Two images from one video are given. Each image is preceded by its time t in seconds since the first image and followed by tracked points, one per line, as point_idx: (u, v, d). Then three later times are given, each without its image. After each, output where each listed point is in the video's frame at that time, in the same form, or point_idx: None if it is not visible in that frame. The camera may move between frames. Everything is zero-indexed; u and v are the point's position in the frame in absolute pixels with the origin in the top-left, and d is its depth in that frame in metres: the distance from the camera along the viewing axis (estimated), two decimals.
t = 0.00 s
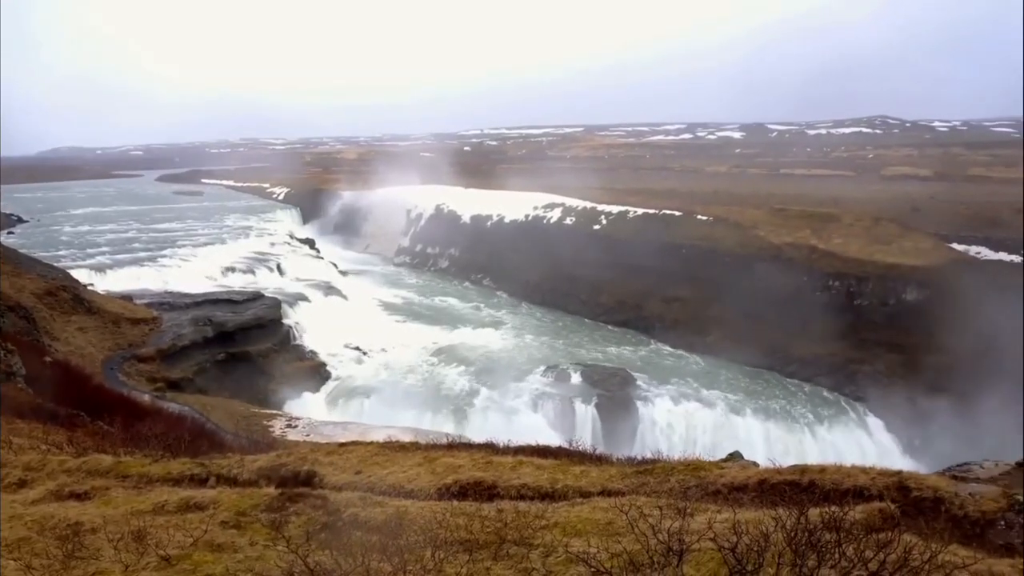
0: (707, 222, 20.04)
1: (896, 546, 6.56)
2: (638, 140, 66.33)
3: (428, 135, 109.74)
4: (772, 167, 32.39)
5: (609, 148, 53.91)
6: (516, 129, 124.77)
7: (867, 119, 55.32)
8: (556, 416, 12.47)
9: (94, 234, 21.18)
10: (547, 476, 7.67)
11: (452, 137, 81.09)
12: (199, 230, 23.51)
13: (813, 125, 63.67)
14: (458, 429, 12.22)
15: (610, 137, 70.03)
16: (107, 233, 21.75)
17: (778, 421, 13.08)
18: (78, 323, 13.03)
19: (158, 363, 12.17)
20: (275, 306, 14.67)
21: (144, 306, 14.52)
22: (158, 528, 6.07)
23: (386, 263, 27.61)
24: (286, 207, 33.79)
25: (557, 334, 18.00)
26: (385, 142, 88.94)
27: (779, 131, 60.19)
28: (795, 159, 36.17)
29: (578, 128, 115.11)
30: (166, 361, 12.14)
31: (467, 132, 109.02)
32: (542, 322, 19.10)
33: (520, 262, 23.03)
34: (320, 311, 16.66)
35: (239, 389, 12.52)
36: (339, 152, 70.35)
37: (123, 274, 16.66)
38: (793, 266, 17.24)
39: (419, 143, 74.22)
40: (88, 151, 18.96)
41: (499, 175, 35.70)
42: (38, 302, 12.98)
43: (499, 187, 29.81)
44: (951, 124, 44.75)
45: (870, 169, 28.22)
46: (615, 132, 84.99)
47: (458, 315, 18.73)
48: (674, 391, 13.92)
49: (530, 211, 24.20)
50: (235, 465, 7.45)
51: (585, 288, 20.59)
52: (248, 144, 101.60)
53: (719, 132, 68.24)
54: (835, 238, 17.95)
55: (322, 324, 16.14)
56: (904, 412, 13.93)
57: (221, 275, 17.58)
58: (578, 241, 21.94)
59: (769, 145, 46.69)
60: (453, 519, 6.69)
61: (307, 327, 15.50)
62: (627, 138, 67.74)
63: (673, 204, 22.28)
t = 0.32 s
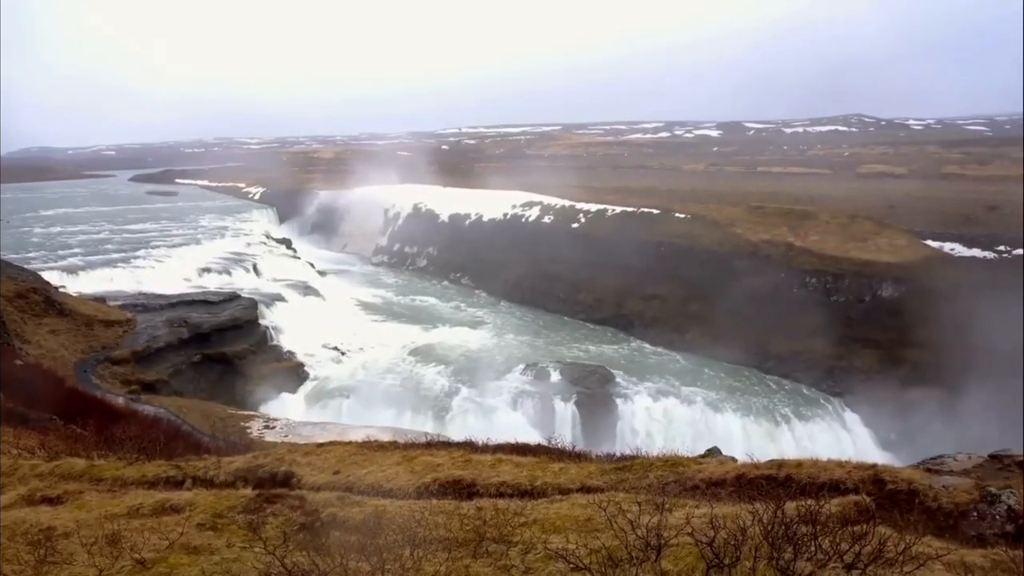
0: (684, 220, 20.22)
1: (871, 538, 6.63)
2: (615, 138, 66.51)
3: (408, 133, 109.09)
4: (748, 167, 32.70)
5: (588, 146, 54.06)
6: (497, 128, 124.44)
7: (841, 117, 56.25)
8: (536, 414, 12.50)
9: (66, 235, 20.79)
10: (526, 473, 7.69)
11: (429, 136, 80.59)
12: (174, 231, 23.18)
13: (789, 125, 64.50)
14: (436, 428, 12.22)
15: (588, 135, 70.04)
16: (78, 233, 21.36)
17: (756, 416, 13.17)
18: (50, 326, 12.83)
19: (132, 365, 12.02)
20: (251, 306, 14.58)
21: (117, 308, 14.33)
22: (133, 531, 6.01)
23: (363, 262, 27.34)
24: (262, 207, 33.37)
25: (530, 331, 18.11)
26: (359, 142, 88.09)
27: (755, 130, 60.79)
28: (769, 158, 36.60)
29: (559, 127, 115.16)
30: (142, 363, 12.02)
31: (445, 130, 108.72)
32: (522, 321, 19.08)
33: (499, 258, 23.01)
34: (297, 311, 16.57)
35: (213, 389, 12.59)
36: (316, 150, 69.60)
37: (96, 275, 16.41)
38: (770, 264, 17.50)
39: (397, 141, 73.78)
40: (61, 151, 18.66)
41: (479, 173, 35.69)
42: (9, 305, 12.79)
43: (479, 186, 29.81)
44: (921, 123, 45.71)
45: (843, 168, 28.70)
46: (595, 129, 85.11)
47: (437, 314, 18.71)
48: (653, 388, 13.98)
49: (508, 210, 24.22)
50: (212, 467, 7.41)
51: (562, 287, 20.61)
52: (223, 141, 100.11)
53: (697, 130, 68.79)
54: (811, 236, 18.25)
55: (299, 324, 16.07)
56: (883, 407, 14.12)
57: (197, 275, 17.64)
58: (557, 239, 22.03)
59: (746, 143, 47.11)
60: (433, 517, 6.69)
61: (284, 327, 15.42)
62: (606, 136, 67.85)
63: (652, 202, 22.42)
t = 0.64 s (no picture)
0: (665, 219, 20.39)
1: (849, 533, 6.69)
2: (595, 137, 66.76)
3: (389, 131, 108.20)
4: (727, 166, 33.00)
5: (567, 145, 54.15)
6: (480, 125, 124.20)
7: (817, 115, 57.11)
8: (518, 412, 12.53)
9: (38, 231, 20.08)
10: (508, 472, 7.71)
11: (409, 135, 80.24)
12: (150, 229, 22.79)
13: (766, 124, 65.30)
14: (418, 428, 12.28)
15: (568, 134, 70.12)
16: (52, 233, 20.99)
17: (737, 413, 13.27)
18: (25, 327, 12.66)
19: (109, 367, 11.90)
20: (230, 306, 14.51)
21: (93, 309, 14.16)
22: (111, 534, 5.96)
23: (342, 262, 27.03)
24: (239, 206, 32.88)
25: (509, 330, 18.05)
26: (338, 140, 87.23)
27: (734, 128, 61.38)
28: (746, 157, 37.03)
29: (541, 125, 115.20)
30: (119, 365, 11.93)
31: (426, 128, 107.91)
32: (503, 321, 19.02)
33: (481, 257, 22.91)
34: (277, 311, 16.50)
35: (193, 391, 12.38)
36: (293, 148, 68.90)
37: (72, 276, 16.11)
38: (751, 261, 17.73)
39: (375, 140, 73.34)
40: (36, 150, 18.39)
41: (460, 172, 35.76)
42: None
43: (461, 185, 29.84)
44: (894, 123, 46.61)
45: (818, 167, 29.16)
46: (576, 128, 85.25)
47: (417, 313, 18.69)
48: (635, 386, 14.05)
49: (488, 210, 24.25)
50: (191, 468, 7.38)
51: (544, 285, 20.63)
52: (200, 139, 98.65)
53: (678, 129, 69.32)
54: (791, 233, 18.52)
55: (279, 324, 16.01)
56: (864, 403, 14.30)
57: (175, 276, 17.47)
58: (539, 238, 22.10)
59: (724, 142, 47.51)
60: (414, 517, 6.68)
61: (264, 327, 15.36)
62: (586, 135, 67.96)
63: (632, 201, 22.57)
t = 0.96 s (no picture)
0: (644, 216, 20.54)
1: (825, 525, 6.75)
2: (573, 135, 66.93)
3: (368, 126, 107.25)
4: (704, 164, 33.28)
5: (546, 142, 54.21)
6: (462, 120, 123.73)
7: (792, 111, 57.88)
8: (498, 411, 12.56)
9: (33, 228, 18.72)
10: (487, 471, 7.74)
11: (387, 132, 79.79)
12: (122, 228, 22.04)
13: (743, 120, 66.04)
14: (398, 428, 12.36)
15: (547, 131, 70.11)
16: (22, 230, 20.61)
17: (717, 409, 13.37)
18: None
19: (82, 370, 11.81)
20: (206, 307, 14.44)
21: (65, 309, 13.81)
22: (84, 540, 5.92)
23: (319, 262, 26.75)
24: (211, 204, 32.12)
25: (487, 329, 18.00)
26: (315, 136, 86.20)
27: (711, 125, 61.89)
28: (722, 154, 37.43)
29: (522, 121, 115.04)
30: (92, 368, 11.88)
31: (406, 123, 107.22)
32: (483, 320, 18.98)
33: (460, 254, 22.83)
34: (254, 311, 16.40)
35: (168, 394, 12.33)
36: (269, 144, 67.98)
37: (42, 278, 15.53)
38: (728, 258, 17.97)
39: (352, 136, 72.73)
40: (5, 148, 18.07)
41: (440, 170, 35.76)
42: None
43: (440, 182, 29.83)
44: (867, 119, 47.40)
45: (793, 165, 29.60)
46: (555, 124, 85.25)
47: (396, 313, 18.64)
48: (615, 383, 14.14)
49: (467, 208, 24.17)
50: (165, 472, 7.40)
51: (525, 282, 20.64)
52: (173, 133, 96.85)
53: (656, 125, 69.77)
54: (768, 231, 18.79)
55: (257, 324, 15.92)
56: (840, 397, 14.50)
57: (149, 275, 17.57)
58: (518, 235, 22.09)
59: (701, 139, 47.89)
60: (392, 518, 6.67)
61: (241, 328, 15.28)
62: (564, 132, 68.01)
63: (611, 199, 22.70)
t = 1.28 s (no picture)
0: (619, 214, 20.66)
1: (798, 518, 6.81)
2: (547, 133, 67.20)
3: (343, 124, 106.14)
4: (677, 161, 33.52)
5: (521, 140, 54.17)
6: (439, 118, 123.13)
7: (764, 109, 58.79)
8: (474, 409, 12.54)
9: None
10: (463, 470, 7.73)
11: (363, 131, 79.38)
12: (87, 232, 20.96)
13: (716, 118, 66.88)
14: (373, 429, 12.29)
15: (523, 130, 70.10)
16: None
17: (692, 405, 13.49)
18: None
19: (50, 375, 11.62)
20: (177, 309, 14.19)
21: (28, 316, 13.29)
22: (49, 549, 5.85)
23: (292, 262, 26.51)
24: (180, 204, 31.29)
25: (465, 328, 17.96)
26: (289, 135, 85.03)
27: (685, 123, 62.58)
28: (694, 152, 37.86)
29: (498, 119, 114.82)
30: (57, 372, 11.72)
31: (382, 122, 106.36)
32: (459, 319, 18.92)
33: (437, 252, 22.75)
34: (226, 313, 16.21)
35: (138, 398, 12.24)
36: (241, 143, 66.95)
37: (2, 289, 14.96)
38: (702, 255, 18.15)
39: (326, 135, 72.03)
40: None
41: (416, 168, 35.58)
42: None
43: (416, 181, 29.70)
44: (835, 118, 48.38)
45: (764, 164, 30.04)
46: (531, 122, 85.24)
47: (371, 313, 18.53)
48: (591, 381, 14.20)
49: (442, 207, 24.03)
50: (134, 477, 7.37)
51: (502, 281, 20.65)
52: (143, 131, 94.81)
53: (628, 124, 70.51)
54: (741, 228, 19.02)
55: (229, 326, 15.75)
56: (812, 391, 14.73)
57: (116, 279, 16.92)
58: (492, 233, 22.02)
59: (676, 137, 48.21)
60: (367, 519, 6.63)
61: (213, 330, 15.12)
62: (540, 130, 68.03)
63: (586, 197, 22.81)
